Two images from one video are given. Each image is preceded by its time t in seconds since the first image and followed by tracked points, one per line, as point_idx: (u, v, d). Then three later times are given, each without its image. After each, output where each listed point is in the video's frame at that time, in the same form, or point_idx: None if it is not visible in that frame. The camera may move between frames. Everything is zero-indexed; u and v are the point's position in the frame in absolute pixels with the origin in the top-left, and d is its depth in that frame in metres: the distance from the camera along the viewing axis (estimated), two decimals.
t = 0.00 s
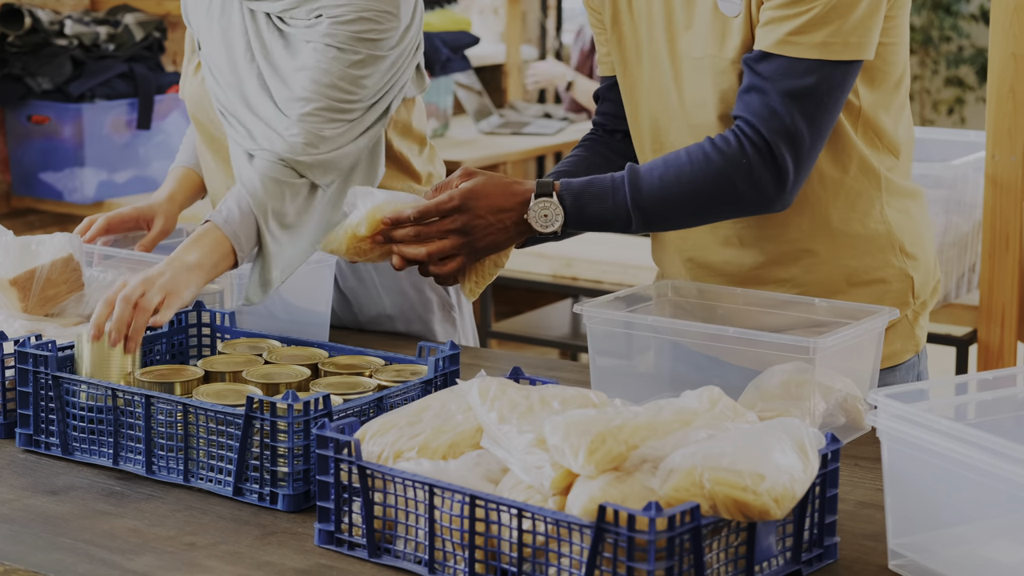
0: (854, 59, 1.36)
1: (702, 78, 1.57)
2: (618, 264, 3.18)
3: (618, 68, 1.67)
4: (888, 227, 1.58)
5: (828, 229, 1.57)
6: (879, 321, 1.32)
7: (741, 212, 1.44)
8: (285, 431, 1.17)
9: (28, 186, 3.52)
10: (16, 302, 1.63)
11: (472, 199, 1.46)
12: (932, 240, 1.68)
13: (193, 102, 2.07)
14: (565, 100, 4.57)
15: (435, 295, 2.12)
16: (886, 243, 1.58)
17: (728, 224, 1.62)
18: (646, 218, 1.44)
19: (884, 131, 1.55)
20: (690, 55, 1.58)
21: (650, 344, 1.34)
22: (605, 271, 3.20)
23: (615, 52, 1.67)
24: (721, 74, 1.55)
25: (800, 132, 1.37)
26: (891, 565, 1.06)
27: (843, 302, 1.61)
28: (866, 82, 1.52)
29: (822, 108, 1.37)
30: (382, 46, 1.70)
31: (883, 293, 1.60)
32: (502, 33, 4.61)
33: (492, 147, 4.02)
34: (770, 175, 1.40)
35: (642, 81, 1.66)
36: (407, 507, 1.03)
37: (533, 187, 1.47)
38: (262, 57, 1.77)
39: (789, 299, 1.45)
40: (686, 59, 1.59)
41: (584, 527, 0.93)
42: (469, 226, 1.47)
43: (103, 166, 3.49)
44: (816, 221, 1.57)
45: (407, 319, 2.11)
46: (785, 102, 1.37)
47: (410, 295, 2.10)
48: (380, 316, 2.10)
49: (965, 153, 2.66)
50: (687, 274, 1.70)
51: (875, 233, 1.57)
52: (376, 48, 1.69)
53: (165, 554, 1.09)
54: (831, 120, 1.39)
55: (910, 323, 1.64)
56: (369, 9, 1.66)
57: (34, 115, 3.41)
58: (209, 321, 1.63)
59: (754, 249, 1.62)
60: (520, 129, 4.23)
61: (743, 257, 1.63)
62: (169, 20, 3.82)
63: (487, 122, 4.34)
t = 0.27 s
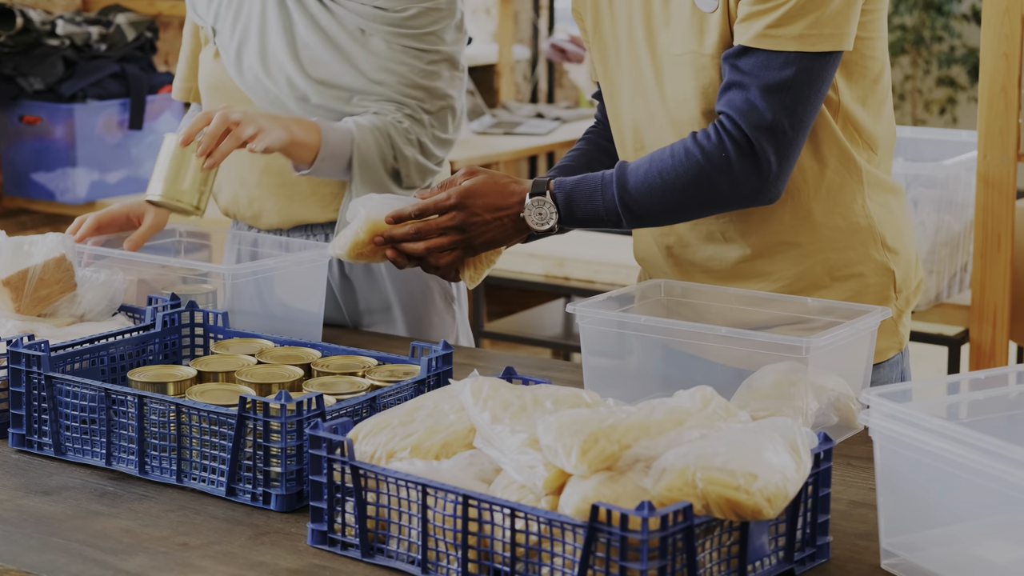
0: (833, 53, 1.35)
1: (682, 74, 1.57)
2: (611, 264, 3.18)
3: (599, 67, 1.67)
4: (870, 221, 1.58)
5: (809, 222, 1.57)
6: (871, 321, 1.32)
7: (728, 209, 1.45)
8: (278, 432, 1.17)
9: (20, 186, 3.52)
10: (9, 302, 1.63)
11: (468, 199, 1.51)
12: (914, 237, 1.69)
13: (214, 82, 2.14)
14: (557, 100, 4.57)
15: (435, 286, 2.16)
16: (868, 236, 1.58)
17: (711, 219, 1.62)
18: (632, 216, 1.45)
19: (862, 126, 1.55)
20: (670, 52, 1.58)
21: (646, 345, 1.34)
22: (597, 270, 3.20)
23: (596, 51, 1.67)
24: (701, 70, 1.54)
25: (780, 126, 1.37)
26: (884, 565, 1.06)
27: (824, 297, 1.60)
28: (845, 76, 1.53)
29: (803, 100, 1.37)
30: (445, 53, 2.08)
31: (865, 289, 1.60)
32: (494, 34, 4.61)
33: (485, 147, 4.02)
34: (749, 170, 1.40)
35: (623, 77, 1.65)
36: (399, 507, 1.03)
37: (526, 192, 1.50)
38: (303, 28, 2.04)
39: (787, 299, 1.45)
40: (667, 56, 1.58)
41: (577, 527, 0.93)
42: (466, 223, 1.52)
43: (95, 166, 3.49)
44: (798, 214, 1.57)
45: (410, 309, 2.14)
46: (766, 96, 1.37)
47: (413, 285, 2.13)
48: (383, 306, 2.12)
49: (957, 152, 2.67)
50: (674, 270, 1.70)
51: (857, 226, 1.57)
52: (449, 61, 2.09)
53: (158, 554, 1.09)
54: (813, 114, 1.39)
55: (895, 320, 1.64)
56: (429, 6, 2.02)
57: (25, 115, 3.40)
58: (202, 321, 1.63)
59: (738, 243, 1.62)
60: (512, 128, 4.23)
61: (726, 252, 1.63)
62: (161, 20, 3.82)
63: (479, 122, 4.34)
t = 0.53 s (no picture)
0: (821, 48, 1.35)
1: (671, 70, 1.57)
2: (605, 264, 3.18)
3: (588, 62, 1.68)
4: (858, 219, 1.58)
5: (796, 218, 1.57)
6: (864, 321, 1.32)
7: (719, 202, 1.46)
8: (272, 432, 1.17)
9: (12, 186, 3.49)
10: (4, 302, 1.63)
11: (459, 185, 1.49)
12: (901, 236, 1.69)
13: (235, 70, 2.08)
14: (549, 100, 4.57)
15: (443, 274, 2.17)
16: (855, 234, 1.58)
17: (699, 217, 1.62)
18: (623, 208, 1.46)
19: (850, 124, 1.55)
20: (660, 48, 1.58)
21: (641, 344, 1.33)
22: (591, 270, 3.20)
23: (586, 45, 1.67)
24: (690, 66, 1.55)
25: (768, 122, 1.37)
26: (877, 564, 1.07)
27: (810, 295, 1.60)
28: (832, 74, 1.53)
29: (791, 96, 1.36)
30: (479, 44, 2.07)
31: (851, 287, 1.60)
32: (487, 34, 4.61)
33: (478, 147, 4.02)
34: (738, 163, 1.41)
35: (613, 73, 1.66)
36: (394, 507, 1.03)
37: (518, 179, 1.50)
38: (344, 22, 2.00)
39: (783, 297, 1.45)
40: (657, 53, 1.59)
41: (571, 526, 0.93)
42: (459, 209, 1.51)
43: (88, 166, 3.49)
44: (786, 210, 1.57)
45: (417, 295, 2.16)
46: (754, 91, 1.37)
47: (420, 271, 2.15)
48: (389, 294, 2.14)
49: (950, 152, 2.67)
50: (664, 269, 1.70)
51: (844, 223, 1.58)
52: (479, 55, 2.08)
53: (152, 554, 1.09)
54: (803, 108, 1.39)
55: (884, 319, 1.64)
56: None
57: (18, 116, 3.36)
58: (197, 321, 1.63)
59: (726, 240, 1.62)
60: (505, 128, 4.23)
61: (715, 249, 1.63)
62: (154, 20, 3.81)
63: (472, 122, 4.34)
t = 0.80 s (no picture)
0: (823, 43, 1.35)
1: (667, 67, 1.57)
2: (598, 264, 3.18)
3: (580, 60, 1.68)
4: (851, 218, 1.58)
5: (790, 216, 1.57)
6: (856, 321, 1.32)
7: (722, 200, 1.46)
8: (266, 432, 1.17)
9: (6, 187, 3.51)
10: None
11: (460, 192, 1.49)
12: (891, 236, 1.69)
13: (241, 66, 2.08)
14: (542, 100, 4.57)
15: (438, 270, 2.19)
16: (848, 233, 1.58)
17: (692, 216, 1.62)
18: (627, 208, 1.46)
19: (844, 123, 1.56)
20: (655, 47, 1.58)
21: (633, 344, 1.33)
22: (584, 271, 3.20)
23: (578, 45, 1.68)
24: (687, 64, 1.54)
25: (774, 118, 1.38)
26: (871, 563, 1.07)
27: (802, 294, 1.60)
28: (828, 72, 1.54)
29: (795, 92, 1.37)
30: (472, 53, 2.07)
31: (844, 286, 1.60)
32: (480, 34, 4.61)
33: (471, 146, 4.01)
34: (744, 160, 1.41)
35: (606, 72, 1.66)
36: (388, 507, 1.03)
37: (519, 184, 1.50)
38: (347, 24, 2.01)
39: (777, 298, 1.46)
40: (652, 51, 1.59)
41: (564, 526, 0.93)
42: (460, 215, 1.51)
43: (81, 167, 3.48)
44: (780, 208, 1.57)
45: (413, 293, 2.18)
46: (759, 88, 1.37)
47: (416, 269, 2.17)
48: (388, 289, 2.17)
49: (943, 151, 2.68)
50: (656, 269, 1.70)
51: (838, 222, 1.57)
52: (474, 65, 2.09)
53: (146, 555, 1.09)
54: (806, 103, 1.39)
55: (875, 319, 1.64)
56: (464, 6, 2.02)
57: (11, 116, 3.37)
58: (190, 322, 1.63)
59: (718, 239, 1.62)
60: (499, 128, 4.23)
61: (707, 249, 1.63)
62: (147, 21, 3.81)
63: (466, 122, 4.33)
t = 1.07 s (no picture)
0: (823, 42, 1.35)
1: (667, 68, 1.57)
2: (592, 264, 3.18)
3: (573, 62, 1.68)
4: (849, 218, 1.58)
5: (787, 215, 1.57)
6: (850, 320, 1.33)
7: (725, 199, 1.46)
8: (260, 432, 1.17)
9: None
10: None
11: (461, 199, 1.49)
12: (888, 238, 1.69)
13: (256, 63, 2.05)
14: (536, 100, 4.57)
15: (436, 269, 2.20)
16: (845, 233, 1.58)
17: (690, 216, 1.62)
18: (630, 210, 1.46)
19: (841, 123, 1.56)
20: (653, 48, 1.58)
21: (628, 344, 1.33)
22: (578, 270, 3.21)
23: (569, 47, 1.68)
24: (686, 64, 1.55)
25: (775, 117, 1.38)
26: (864, 562, 1.07)
27: (799, 294, 1.60)
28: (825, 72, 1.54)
29: (796, 91, 1.37)
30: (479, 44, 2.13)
31: (841, 286, 1.60)
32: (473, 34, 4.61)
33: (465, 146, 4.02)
34: (746, 160, 1.41)
35: (600, 74, 1.66)
36: (381, 507, 1.03)
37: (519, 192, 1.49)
38: (371, 15, 2.02)
39: (772, 297, 1.46)
40: (650, 52, 1.59)
41: (558, 526, 0.93)
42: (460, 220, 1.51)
43: (74, 167, 3.48)
44: (777, 207, 1.57)
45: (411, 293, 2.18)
46: (759, 88, 1.37)
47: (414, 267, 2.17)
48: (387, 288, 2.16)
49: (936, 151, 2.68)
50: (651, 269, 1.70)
51: (834, 221, 1.57)
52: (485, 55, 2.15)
53: (139, 556, 1.09)
54: (807, 101, 1.39)
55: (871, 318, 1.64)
56: None
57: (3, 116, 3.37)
58: (183, 322, 1.63)
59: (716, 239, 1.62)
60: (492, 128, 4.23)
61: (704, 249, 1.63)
62: (140, 21, 3.80)
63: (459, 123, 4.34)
